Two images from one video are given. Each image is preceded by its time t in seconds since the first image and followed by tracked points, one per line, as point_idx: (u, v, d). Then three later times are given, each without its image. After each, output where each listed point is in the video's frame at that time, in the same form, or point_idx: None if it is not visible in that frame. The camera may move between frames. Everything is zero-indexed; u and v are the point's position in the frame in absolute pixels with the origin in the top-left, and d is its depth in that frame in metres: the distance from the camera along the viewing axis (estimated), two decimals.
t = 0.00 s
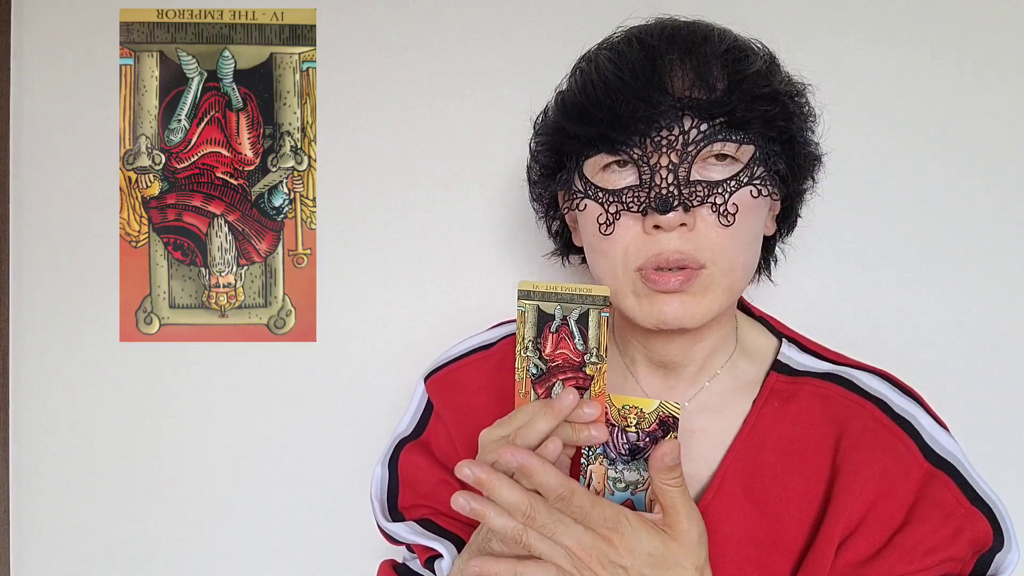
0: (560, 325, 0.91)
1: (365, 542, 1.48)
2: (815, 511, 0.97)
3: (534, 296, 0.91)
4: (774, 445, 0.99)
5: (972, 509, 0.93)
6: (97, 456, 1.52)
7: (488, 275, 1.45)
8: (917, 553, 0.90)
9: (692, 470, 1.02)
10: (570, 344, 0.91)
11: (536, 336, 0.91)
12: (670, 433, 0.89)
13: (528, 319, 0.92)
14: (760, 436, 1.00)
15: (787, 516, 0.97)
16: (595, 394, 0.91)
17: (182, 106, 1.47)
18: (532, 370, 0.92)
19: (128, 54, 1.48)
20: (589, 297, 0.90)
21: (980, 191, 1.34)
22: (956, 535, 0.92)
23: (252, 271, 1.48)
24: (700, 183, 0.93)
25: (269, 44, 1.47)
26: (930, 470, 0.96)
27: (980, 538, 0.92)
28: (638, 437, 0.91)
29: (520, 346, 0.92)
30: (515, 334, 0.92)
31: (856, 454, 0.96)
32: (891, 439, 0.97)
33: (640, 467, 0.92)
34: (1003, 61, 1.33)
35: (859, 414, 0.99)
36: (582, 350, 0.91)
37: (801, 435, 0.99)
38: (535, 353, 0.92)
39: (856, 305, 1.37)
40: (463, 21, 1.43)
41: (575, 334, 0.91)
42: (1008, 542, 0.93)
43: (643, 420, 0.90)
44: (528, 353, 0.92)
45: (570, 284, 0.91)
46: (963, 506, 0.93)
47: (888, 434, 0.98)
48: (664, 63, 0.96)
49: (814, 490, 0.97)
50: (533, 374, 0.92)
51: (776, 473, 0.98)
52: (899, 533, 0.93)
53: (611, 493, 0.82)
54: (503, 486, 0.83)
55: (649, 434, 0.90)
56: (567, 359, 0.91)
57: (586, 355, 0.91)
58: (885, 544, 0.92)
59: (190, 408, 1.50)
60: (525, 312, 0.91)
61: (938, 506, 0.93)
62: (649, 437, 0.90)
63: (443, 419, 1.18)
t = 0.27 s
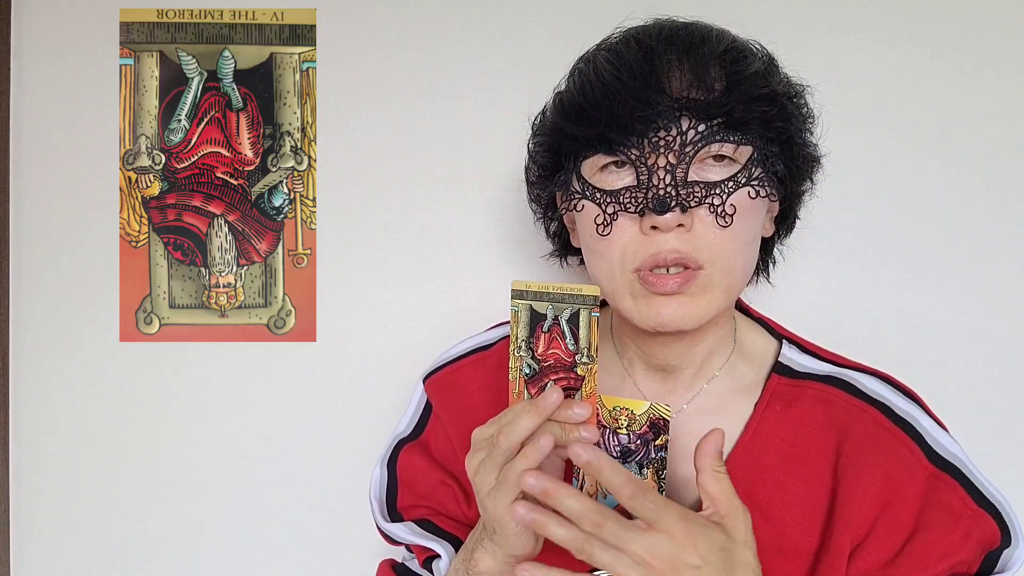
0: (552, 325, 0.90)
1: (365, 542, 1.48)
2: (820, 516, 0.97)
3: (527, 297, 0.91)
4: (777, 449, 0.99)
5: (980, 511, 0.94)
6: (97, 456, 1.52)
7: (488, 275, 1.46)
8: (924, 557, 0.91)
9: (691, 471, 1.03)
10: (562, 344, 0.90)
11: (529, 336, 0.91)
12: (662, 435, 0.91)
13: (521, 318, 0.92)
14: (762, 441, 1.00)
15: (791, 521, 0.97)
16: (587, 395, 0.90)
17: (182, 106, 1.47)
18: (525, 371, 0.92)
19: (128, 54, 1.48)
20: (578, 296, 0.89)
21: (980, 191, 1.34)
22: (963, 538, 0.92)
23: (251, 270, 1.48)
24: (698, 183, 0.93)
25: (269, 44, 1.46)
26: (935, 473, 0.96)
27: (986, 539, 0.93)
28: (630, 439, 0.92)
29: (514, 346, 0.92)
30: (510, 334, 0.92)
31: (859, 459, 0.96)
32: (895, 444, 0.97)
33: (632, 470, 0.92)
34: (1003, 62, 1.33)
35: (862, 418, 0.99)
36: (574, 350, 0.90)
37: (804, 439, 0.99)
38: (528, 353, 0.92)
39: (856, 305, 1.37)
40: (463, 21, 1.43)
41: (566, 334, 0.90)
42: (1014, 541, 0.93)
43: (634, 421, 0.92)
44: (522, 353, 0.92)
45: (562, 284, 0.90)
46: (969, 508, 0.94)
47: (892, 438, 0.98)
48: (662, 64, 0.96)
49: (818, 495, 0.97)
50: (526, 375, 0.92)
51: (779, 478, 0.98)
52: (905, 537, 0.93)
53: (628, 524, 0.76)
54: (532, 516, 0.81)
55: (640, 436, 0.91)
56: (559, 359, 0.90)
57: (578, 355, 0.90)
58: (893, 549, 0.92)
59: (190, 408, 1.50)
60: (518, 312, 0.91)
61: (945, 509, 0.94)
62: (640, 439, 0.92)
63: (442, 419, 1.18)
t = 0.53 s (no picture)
0: (567, 325, 0.90)
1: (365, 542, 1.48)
2: (824, 511, 0.97)
3: (543, 295, 0.91)
4: (780, 444, 0.99)
5: (984, 503, 0.94)
6: (97, 456, 1.52)
7: (488, 275, 1.46)
8: (928, 550, 0.92)
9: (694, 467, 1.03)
10: (576, 344, 0.90)
11: (544, 335, 0.91)
12: (675, 436, 0.90)
13: (537, 316, 0.92)
14: (765, 436, 1.00)
15: (796, 516, 0.97)
16: (600, 396, 0.89)
17: (182, 106, 1.47)
18: (540, 370, 0.92)
19: (128, 54, 1.48)
20: (594, 295, 0.89)
21: (979, 191, 1.34)
22: (967, 530, 0.93)
23: (251, 271, 1.48)
24: (703, 177, 0.93)
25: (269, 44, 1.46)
26: (938, 466, 0.96)
27: (991, 530, 0.93)
28: (643, 439, 0.91)
29: (529, 345, 0.92)
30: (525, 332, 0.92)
31: (863, 454, 0.96)
32: (898, 438, 0.97)
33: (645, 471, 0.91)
34: (1003, 62, 1.33)
35: (864, 413, 0.99)
36: (588, 350, 0.89)
37: (808, 434, 0.99)
38: (543, 352, 0.92)
39: (856, 305, 1.37)
40: (463, 22, 1.43)
41: (581, 334, 0.90)
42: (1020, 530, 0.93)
43: (648, 420, 0.91)
44: (537, 352, 0.92)
45: (578, 283, 0.90)
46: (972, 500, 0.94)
47: (895, 432, 0.98)
48: (668, 59, 0.96)
49: (822, 490, 0.97)
50: (540, 374, 0.92)
51: (783, 474, 0.98)
52: (909, 529, 0.94)
53: (671, 467, 0.83)
54: (590, 492, 0.85)
55: (653, 436, 0.91)
56: (574, 359, 0.90)
57: (592, 355, 0.89)
58: (896, 542, 0.93)
59: (189, 408, 1.50)
60: (534, 310, 0.91)
61: (948, 502, 0.94)
62: (653, 440, 0.91)
63: (441, 416, 1.18)
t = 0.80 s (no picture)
0: (564, 342, 0.91)
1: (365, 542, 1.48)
2: (826, 512, 0.97)
3: (537, 314, 0.92)
4: (783, 447, 0.99)
5: (985, 505, 0.95)
6: (97, 457, 1.52)
7: (488, 275, 1.46)
8: (931, 551, 0.93)
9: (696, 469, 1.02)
10: (574, 361, 0.91)
11: (541, 354, 0.92)
12: (690, 445, 0.91)
13: (532, 336, 0.92)
14: (768, 438, 1.00)
15: (798, 518, 0.97)
16: (600, 413, 0.90)
17: (182, 106, 1.47)
18: (536, 388, 0.92)
19: (128, 54, 1.48)
20: (591, 312, 0.91)
21: (980, 191, 1.34)
22: (970, 531, 0.94)
23: (250, 272, 1.48)
24: (706, 183, 0.93)
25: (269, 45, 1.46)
26: (940, 468, 0.97)
27: (994, 532, 0.94)
28: (657, 447, 0.92)
29: (525, 364, 0.92)
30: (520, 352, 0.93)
31: (866, 457, 0.97)
32: (901, 439, 0.98)
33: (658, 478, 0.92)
34: (1003, 62, 1.33)
35: (867, 416, 1.00)
36: (586, 367, 0.91)
37: (810, 436, 1.00)
38: (539, 371, 0.92)
39: (856, 305, 1.37)
40: (463, 21, 1.43)
41: (579, 351, 0.91)
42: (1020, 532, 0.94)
43: (663, 429, 0.92)
44: (533, 371, 0.92)
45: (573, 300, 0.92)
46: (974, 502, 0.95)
47: (898, 435, 0.99)
48: (671, 63, 0.96)
49: (824, 492, 0.98)
50: (537, 393, 0.92)
51: (786, 476, 0.98)
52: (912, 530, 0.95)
53: (688, 480, 0.83)
54: (603, 500, 0.86)
55: (667, 444, 0.92)
56: (572, 377, 0.91)
57: (590, 372, 0.91)
58: (899, 542, 0.94)
59: (189, 408, 1.50)
60: (529, 330, 0.92)
61: (950, 504, 0.95)
62: (667, 448, 0.92)
63: (441, 420, 1.18)
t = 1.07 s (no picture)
0: (541, 340, 0.95)
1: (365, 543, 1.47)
2: (828, 512, 0.97)
3: (515, 310, 0.95)
4: (784, 448, 0.99)
5: (986, 505, 0.97)
6: (97, 457, 1.52)
7: (488, 275, 1.46)
8: (934, 552, 0.94)
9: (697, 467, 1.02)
10: (552, 358, 0.95)
11: (518, 351, 0.95)
12: (689, 455, 0.89)
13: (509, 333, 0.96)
14: (768, 439, 1.00)
15: (800, 519, 0.98)
16: (578, 409, 0.95)
17: (182, 106, 1.47)
18: (515, 386, 0.95)
19: (128, 54, 1.48)
20: (564, 310, 0.94)
21: (980, 191, 1.34)
22: (972, 532, 0.95)
23: (251, 272, 1.48)
24: (710, 188, 0.93)
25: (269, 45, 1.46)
26: (942, 469, 0.99)
27: (994, 533, 0.96)
28: (655, 457, 0.90)
29: (503, 361, 0.96)
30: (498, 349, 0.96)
31: (867, 458, 0.98)
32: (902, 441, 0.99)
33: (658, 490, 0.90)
34: (1003, 62, 1.34)
35: (869, 417, 1.01)
36: (564, 363, 0.95)
37: (811, 437, 1.00)
38: (517, 368, 0.95)
39: (856, 305, 1.37)
40: (463, 21, 1.43)
41: (556, 347, 0.95)
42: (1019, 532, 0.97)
43: (661, 438, 0.90)
44: (512, 368, 0.95)
45: (549, 298, 0.95)
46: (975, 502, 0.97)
47: (899, 436, 1.00)
48: (674, 69, 0.96)
49: (827, 493, 0.98)
50: (516, 390, 0.95)
51: (787, 477, 0.99)
52: (914, 531, 0.95)
53: (685, 491, 0.83)
54: (602, 516, 0.88)
55: (666, 454, 0.90)
56: (550, 373, 0.95)
57: (568, 369, 0.95)
58: (902, 544, 0.95)
59: (190, 408, 1.50)
60: (506, 326, 0.95)
61: (951, 505, 0.97)
62: (666, 458, 0.90)
63: (440, 419, 1.18)
